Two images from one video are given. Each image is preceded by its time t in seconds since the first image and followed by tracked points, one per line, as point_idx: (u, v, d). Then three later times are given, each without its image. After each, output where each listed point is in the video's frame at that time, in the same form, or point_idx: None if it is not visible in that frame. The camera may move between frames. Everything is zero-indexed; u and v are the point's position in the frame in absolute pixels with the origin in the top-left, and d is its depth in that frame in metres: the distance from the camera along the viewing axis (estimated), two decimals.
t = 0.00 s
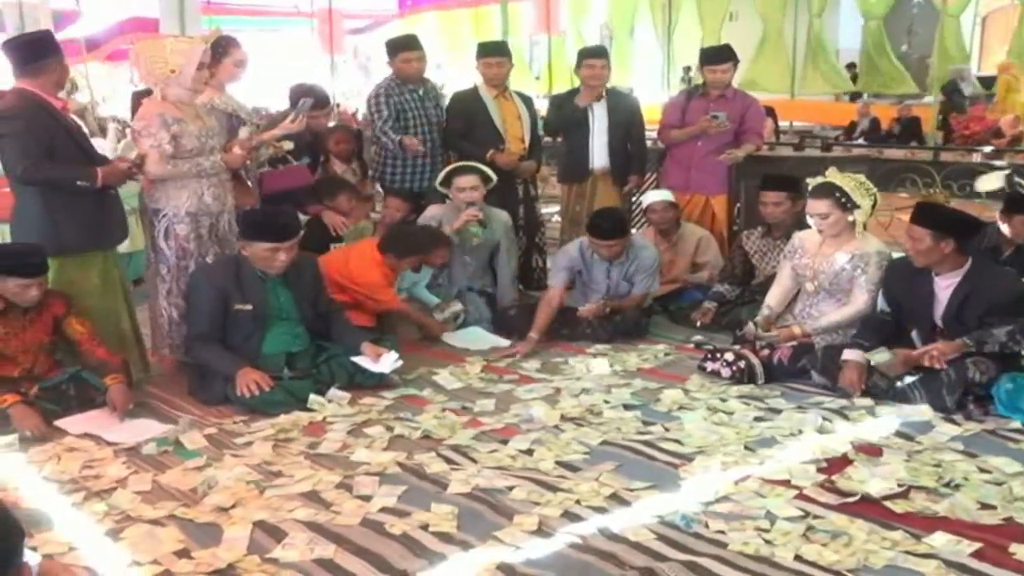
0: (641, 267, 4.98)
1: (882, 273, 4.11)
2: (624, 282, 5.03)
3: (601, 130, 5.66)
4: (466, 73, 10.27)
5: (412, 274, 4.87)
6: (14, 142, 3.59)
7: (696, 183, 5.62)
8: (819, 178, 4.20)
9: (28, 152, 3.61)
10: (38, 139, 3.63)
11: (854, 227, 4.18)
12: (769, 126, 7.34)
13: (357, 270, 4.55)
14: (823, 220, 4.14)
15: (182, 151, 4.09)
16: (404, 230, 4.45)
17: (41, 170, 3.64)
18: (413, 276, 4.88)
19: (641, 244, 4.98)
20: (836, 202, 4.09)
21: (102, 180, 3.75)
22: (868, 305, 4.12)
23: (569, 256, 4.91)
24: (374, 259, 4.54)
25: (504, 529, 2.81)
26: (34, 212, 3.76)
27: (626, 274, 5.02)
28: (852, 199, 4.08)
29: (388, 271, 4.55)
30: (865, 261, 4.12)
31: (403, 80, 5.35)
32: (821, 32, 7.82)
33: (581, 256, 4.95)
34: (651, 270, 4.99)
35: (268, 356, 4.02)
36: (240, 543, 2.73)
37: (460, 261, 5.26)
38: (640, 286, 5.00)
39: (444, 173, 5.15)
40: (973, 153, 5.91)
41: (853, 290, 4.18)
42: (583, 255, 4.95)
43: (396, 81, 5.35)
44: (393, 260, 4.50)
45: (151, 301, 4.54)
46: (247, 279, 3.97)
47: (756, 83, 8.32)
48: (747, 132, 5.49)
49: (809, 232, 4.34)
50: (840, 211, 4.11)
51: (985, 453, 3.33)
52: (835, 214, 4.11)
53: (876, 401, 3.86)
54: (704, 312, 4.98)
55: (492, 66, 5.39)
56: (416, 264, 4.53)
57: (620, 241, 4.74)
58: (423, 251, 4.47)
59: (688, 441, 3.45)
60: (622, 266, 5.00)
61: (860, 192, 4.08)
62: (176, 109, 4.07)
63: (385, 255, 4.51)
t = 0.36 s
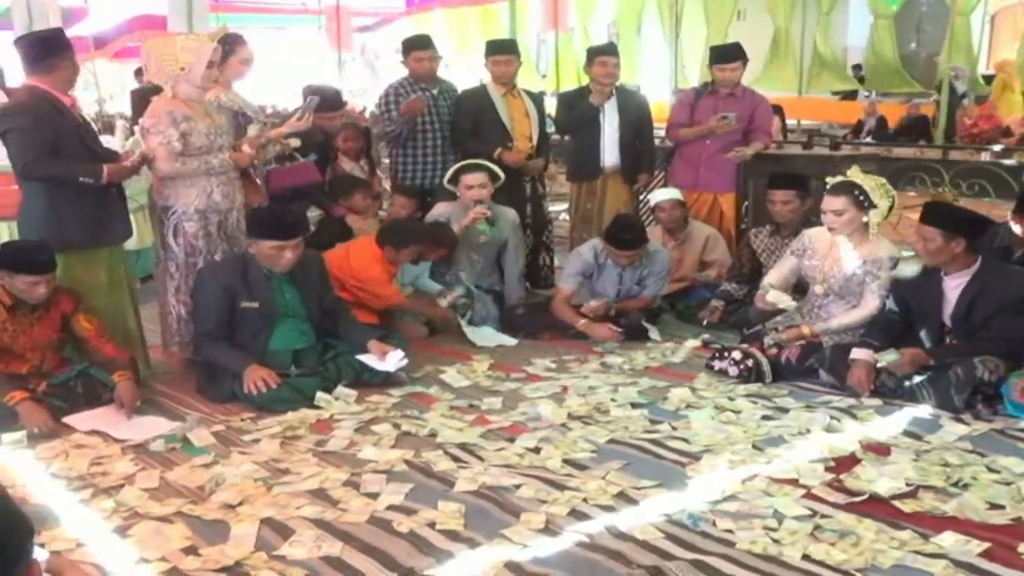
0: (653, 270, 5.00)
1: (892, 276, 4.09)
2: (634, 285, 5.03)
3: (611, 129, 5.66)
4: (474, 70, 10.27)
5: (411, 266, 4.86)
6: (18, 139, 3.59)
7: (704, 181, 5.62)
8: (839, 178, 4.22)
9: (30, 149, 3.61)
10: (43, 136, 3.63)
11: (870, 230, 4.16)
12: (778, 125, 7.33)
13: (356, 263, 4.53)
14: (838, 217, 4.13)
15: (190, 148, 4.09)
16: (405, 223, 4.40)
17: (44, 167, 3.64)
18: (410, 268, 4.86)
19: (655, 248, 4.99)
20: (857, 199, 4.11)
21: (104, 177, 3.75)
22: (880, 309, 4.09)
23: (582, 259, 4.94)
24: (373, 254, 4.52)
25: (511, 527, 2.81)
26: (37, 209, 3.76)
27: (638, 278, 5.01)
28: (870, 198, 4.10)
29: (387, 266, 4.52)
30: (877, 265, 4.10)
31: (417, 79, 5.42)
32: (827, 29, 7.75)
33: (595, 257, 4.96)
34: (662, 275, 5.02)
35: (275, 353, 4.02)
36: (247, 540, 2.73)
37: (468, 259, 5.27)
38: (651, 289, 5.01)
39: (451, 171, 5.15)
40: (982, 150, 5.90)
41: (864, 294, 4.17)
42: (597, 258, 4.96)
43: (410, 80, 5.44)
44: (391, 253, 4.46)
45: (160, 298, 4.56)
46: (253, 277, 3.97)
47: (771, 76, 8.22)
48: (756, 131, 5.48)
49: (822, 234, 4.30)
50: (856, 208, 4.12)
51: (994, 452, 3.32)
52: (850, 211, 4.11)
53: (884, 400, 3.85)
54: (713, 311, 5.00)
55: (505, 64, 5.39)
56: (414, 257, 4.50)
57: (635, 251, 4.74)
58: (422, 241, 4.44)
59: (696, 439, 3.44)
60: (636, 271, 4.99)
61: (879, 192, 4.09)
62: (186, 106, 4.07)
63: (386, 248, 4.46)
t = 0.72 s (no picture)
0: (663, 269, 5.01)
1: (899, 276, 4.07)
2: (642, 283, 5.01)
3: (620, 126, 5.66)
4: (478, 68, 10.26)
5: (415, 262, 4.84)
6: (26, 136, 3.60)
7: (708, 178, 5.61)
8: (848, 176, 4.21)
9: (37, 147, 3.62)
10: (56, 131, 3.63)
11: (878, 231, 4.15)
12: (782, 122, 7.32)
13: (342, 258, 4.54)
14: (845, 212, 4.11)
15: (194, 145, 4.09)
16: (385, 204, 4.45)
17: (51, 165, 3.64)
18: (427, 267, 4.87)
19: (670, 248, 5.00)
20: (864, 195, 4.09)
21: (112, 172, 3.76)
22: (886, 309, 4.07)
23: (598, 252, 4.90)
24: (358, 245, 4.56)
25: (515, 525, 2.80)
26: (44, 203, 3.76)
27: (648, 277, 5.00)
28: (879, 195, 4.09)
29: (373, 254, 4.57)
30: (885, 266, 4.08)
31: (424, 76, 5.45)
32: (831, 29, 7.71)
33: (610, 251, 4.93)
34: (671, 275, 5.04)
35: (279, 350, 4.03)
36: (251, 537, 2.73)
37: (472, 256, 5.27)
38: (659, 287, 5.02)
39: (452, 169, 5.16)
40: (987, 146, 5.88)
41: (871, 293, 4.15)
42: (612, 251, 4.93)
43: (417, 78, 5.46)
44: (382, 240, 4.51)
45: (163, 296, 4.56)
46: (258, 273, 3.97)
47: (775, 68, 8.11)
48: (760, 127, 5.48)
49: (830, 232, 4.29)
50: (864, 205, 4.10)
51: (999, 450, 3.31)
52: (858, 207, 4.10)
53: (889, 398, 3.85)
54: (716, 309, 5.06)
55: (509, 62, 5.38)
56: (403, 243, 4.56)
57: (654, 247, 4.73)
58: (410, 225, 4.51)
59: (700, 437, 3.44)
60: (646, 270, 4.98)
61: (888, 190, 4.10)
62: (189, 103, 4.07)
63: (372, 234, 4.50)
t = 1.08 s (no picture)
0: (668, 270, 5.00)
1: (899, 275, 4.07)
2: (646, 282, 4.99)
3: (627, 125, 5.65)
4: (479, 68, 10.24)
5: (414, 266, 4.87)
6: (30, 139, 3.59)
7: (709, 178, 5.60)
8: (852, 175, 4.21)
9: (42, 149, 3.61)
10: (62, 131, 3.63)
11: (878, 230, 4.14)
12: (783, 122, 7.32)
13: (352, 262, 4.53)
14: (846, 210, 4.10)
15: (193, 144, 4.09)
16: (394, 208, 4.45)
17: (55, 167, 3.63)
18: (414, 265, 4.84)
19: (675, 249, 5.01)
20: (867, 194, 4.08)
21: (114, 174, 3.76)
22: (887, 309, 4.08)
23: (604, 251, 4.90)
24: (367, 246, 4.54)
25: (515, 524, 2.80)
26: (49, 203, 3.75)
27: (653, 276, 4.99)
28: (881, 195, 4.09)
29: (382, 256, 4.56)
30: (884, 266, 4.08)
31: (422, 75, 5.45)
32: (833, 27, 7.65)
33: (615, 250, 4.92)
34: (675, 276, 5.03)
35: (280, 349, 4.03)
36: (251, 536, 2.73)
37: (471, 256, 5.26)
38: (663, 286, 5.01)
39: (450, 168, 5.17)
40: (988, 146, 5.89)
41: (871, 293, 4.15)
42: (618, 251, 4.92)
43: (417, 77, 5.47)
44: (389, 241, 4.48)
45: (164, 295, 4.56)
46: (259, 271, 3.97)
47: (774, 67, 7.85)
48: (761, 128, 5.47)
49: (829, 233, 4.30)
50: (865, 203, 4.09)
51: (999, 450, 3.31)
52: (859, 205, 4.08)
53: (889, 398, 3.86)
54: (717, 308, 5.05)
55: (508, 61, 5.37)
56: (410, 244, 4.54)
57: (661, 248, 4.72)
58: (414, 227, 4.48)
59: (700, 437, 3.44)
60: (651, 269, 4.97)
61: (890, 189, 4.10)
62: (189, 102, 4.07)
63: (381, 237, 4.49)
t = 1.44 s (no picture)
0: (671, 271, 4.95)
1: (899, 271, 4.08)
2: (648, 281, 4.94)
3: (629, 123, 5.66)
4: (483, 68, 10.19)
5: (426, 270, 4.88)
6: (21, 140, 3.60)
7: (710, 176, 5.61)
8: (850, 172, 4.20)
9: (33, 150, 3.62)
10: (48, 135, 3.63)
11: (877, 228, 4.14)
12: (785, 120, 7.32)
13: (373, 262, 4.54)
14: (845, 207, 4.11)
15: (194, 143, 4.09)
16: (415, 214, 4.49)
17: (47, 168, 3.64)
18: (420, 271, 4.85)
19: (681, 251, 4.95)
20: (864, 190, 4.09)
21: (107, 178, 3.75)
22: (885, 305, 4.08)
23: (608, 252, 4.81)
24: (387, 249, 4.56)
25: (517, 523, 2.80)
26: (41, 206, 3.76)
27: (655, 276, 4.94)
28: (879, 192, 4.08)
29: (402, 262, 4.58)
30: (882, 260, 4.09)
31: (421, 75, 5.45)
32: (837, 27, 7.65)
33: (619, 249, 4.83)
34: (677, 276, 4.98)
35: (281, 347, 4.04)
36: (252, 535, 2.73)
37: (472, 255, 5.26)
38: (665, 285, 4.97)
39: (453, 167, 5.17)
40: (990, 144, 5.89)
41: (870, 289, 4.15)
42: (621, 250, 4.84)
43: (415, 76, 5.47)
44: (408, 247, 4.50)
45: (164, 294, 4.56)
46: (261, 270, 3.97)
47: (779, 61, 7.82)
48: (763, 126, 5.51)
49: (827, 229, 4.29)
50: (863, 200, 4.10)
51: (1001, 449, 3.31)
52: (858, 202, 4.09)
53: (891, 397, 3.86)
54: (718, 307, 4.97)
55: (510, 59, 5.38)
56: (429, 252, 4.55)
57: (669, 249, 4.68)
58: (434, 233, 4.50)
59: (702, 436, 3.43)
60: (655, 268, 4.90)
61: (888, 187, 4.08)
62: (189, 100, 4.08)
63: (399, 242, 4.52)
